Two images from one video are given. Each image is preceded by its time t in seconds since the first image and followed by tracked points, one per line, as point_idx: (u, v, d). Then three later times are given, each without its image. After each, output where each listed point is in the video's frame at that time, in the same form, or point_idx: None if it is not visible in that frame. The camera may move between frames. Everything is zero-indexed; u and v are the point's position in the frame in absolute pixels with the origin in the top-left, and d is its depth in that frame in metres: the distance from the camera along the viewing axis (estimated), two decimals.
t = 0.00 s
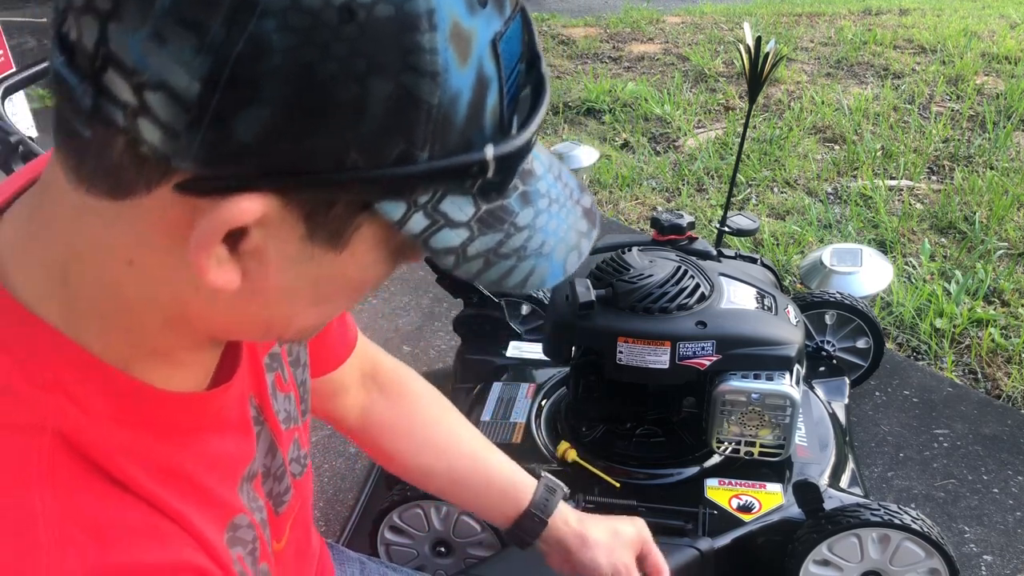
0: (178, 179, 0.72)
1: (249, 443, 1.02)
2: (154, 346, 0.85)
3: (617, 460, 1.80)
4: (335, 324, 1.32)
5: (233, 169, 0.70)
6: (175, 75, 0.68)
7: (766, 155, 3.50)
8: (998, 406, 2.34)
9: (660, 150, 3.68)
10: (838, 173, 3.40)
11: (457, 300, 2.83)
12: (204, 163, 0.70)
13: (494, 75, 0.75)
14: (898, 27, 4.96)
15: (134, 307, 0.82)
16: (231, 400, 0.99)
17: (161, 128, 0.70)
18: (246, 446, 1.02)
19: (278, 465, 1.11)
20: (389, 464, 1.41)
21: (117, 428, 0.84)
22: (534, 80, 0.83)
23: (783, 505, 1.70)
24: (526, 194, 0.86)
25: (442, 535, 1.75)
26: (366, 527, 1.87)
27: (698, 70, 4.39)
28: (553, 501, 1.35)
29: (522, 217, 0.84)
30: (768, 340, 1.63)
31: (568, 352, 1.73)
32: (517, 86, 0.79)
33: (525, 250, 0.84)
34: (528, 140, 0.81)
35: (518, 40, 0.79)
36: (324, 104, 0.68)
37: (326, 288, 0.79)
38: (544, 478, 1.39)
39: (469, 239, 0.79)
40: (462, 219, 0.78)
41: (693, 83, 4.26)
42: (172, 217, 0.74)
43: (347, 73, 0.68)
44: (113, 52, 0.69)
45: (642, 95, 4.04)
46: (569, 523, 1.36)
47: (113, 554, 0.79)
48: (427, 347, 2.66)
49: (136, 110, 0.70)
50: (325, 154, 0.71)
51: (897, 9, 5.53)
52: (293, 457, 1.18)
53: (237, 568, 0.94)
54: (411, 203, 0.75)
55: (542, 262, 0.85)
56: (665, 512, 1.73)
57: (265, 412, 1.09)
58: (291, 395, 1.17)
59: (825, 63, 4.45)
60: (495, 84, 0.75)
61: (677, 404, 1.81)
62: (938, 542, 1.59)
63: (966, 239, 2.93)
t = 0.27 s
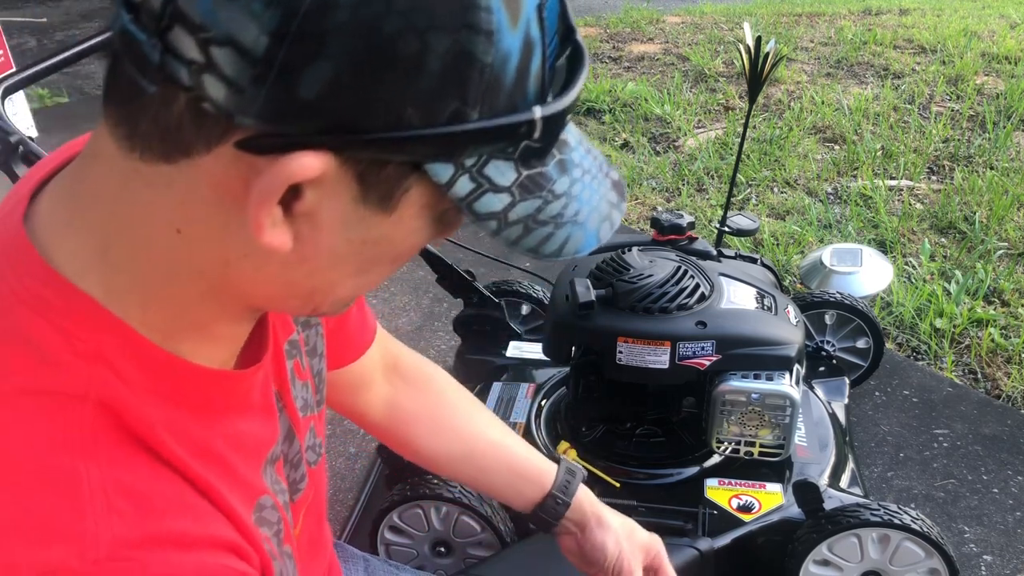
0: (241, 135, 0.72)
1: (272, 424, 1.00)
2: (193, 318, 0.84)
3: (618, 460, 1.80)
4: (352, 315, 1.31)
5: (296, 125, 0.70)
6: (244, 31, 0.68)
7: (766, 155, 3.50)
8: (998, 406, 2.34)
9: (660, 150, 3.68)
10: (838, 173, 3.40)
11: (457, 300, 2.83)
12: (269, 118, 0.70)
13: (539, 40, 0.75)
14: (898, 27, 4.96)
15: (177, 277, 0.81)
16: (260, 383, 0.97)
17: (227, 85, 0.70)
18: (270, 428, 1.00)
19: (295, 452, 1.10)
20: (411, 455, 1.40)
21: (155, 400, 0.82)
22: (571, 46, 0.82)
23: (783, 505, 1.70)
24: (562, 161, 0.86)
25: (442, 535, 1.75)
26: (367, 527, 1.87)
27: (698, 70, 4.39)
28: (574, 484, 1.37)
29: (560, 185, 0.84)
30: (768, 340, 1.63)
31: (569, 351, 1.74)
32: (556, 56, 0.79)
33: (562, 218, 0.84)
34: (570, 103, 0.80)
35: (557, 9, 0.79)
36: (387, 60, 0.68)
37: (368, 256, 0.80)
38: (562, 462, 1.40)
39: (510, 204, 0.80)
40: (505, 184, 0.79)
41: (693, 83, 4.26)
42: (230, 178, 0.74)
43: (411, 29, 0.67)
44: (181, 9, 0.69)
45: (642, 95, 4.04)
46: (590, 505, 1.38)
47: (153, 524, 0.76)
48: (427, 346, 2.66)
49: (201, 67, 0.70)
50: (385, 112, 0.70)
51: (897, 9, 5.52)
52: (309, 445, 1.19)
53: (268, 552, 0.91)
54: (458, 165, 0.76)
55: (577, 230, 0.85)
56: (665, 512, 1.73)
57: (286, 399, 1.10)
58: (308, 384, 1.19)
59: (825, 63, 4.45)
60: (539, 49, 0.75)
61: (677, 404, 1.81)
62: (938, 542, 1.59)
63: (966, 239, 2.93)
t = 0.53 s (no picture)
0: (276, 140, 0.75)
1: (282, 428, 1.01)
2: (213, 316, 0.88)
3: (618, 460, 1.80)
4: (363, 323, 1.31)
5: (331, 131, 0.73)
6: (285, 37, 0.71)
7: (766, 155, 3.50)
8: (998, 406, 2.34)
9: (660, 150, 3.68)
10: (838, 173, 3.41)
11: (457, 300, 2.83)
12: (305, 123, 0.73)
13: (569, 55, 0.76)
14: (898, 28, 4.96)
15: (200, 277, 0.84)
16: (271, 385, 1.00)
17: (265, 89, 0.73)
18: (280, 431, 1.01)
19: (305, 455, 1.12)
20: (422, 462, 1.40)
21: (171, 399, 0.84)
22: (597, 59, 0.83)
23: (783, 505, 1.70)
24: (584, 174, 0.87)
25: (442, 535, 1.75)
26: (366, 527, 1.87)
27: (698, 70, 4.39)
28: (582, 493, 1.38)
29: (582, 197, 0.85)
30: (768, 340, 1.63)
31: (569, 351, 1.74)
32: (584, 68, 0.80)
33: (583, 229, 0.84)
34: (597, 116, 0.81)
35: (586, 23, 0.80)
36: (421, 69, 0.71)
37: (392, 261, 0.81)
38: (570, 471, 1.42)
39: (534, 214, 0.80)
40: (529, 194, 0.80)
41: (693, 83, 4.26)
42: (264, 180, 0.77)
43: (448, 40, 0.70)
44: (224, 14, 0.72)
45: (642, 95, 4.05)
46: (596, 512, 1.38)
47: (166, 521, 0.79)
48: (427, 346, 2.66)
49: (241, 71, 0.73)
50: (415, 121, 0.73)
51: (897, 9, 5.52)
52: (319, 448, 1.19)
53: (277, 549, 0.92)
54: (485, 175, 0.77)
55: (597, 242, 0.85)
56: (665, 512, 1.73)
57: (297, 402, 1.11)
58: (321, 387, 1.19)
59: (825, 63, 4.45)
60: (569, 62, 0.76)
61: (677, 404, 1.80)
62: (938, 542, 1.59)
63: (966, 239, 2.93)
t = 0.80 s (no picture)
0: (258, 152, 0.75)
1: (278, 435, 1.03)
2: (202, 326, 0.88)
3: (618, 460, 1.80)
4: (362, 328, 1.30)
5: (313, 145, 0.73)
6: (265, 50, 0.70)
7: (766, 155, 3.50)
8: (998, 406, 2.34)
9: (660, 150, 3.68)
10: (838, 173, 3.40)
11: (457, 300, 2.83)
12: (286, 138, 0.73)
13: (558, 66, 0.76)
14: (898, 27, 4.96)
15: (188, 287, 0.84)
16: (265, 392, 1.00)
17: (247, 102, 0.73)
18: (276, 438, 1.02)
19: (303, 459, 1.13)
20: (419, 466, 1.40)
21: (160, 408, 0.85)
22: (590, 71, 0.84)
23: (783, 505, 1.70)
24: (575, 185, 0.87)
25: (442, 535, 1.75)
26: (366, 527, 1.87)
27: (698, 70, 4.39)
28: (578, 498, 1.38)
29: (573, 208, 0.85)
30: (768, 340, 1.63)
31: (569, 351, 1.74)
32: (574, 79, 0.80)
33: (573, 240, 0.84)
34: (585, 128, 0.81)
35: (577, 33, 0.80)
36: (404, 83, 0.71)
37: (379, 272, 0.81)
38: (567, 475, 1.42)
39: (523, 226, 0.81)
40: (518, 206, 0.80)
41: (693, 83, 4.26)
42: (247, 193, 0.77)
43: (430, 53, 0.70)
44: (204, 26, 0.72)
45: (642, 95, 4.05)
46: (593, 518, 1.39)
47: (157, 531, 0.79)
48: (427, 346, 2.66)
49: (222, 84, 0.73)
50: (399, 134, 0.73)
51: (897, 10, 5.52)
52: (318, 452, 1.19)
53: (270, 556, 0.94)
54: (472, 187, 0.77)
55: (588, 252, 0.85)
56: (665, 512, 1.73)
57: (294, 405, 1.12)
58: (320, 391, 1.19)
59: (825, 63, 4.44)
60: (558, 74, 0.76)
61: (677, 404, 1.80)
62: (938, 542, 1.59)
63: (966, 239, 2.93)
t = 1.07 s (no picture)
0: (224, 164, 0.74)
1: (267, 440, 1.04)
2: (181, 335, 0.88)
3: (618, 460, 1.80)
4: (356, 327, 1.31)
5: (278, 156, 0.72)
6: (227, 63, 0.70)
7: (766, 155, 3.50)
8: (998, 406, 2.34)
9: (660, 151, 3.68)
10: (838, 173, 3.40)
11: (457, 300, 2.83)
12: (252, 150, 0.72)
13: (532, 69, 0.76)
14: (898, 27, 4.96)
15: (164, 297, 0.84)
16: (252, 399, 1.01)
17: (210, 114, 0.72)
18: (266, 443, 1.04)
19: (296, 462, 1.13)
20: (410, 472, 1.41)
21: (141, 421, 0.85)
22: (568, 72, 0.83)
23: (783, 505, 1.70)
24: (555, 188, 0.88)
25: (442, 535, 1.75)
26: (365, 527, 1.87)
27: (698, 70, 4.39)
28: (571, 506, 1.38)
29: (552, 212, 0.85)
30: (768, 340, 1.63)
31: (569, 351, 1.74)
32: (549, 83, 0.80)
33: (554, 244, 0.84)
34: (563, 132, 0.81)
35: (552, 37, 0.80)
36: (371, 92, 0.70)
37: (356, 279, 0.81)
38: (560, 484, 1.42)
39: (501, 232, 0.80)
40: (495, 212, 0.79)
41: (694, 83, 4.26)
42: (217, 204, 0.77)
43: (396, 61, 0.69)
44: (164, 38, 0.71)
45: (642, 95, 4.05)
46: (586, 527, 1.39)
47: (139, 548, 0.81)
48: (427, 346, 2.66)
49: (185, 97, 0.72)
50: (367, 145, 0.72)
51: (897, 9, 5.52)
52: (311, 455, 1.19)
53: (259, 565, 0.96)
54: (447, 195, 0.76)
55: (569, 257, 0.86)
56: (664, 512, 1.72)
57: (286, 410, 1.12)
58: (312, 394, 1.20)
59: (825, 63, 4.45)
60: (532, 77, 0.76)
61: (677, 404, 1.81)
62: (938, 542, 1.59)
63: (966, 239, 2.93)
